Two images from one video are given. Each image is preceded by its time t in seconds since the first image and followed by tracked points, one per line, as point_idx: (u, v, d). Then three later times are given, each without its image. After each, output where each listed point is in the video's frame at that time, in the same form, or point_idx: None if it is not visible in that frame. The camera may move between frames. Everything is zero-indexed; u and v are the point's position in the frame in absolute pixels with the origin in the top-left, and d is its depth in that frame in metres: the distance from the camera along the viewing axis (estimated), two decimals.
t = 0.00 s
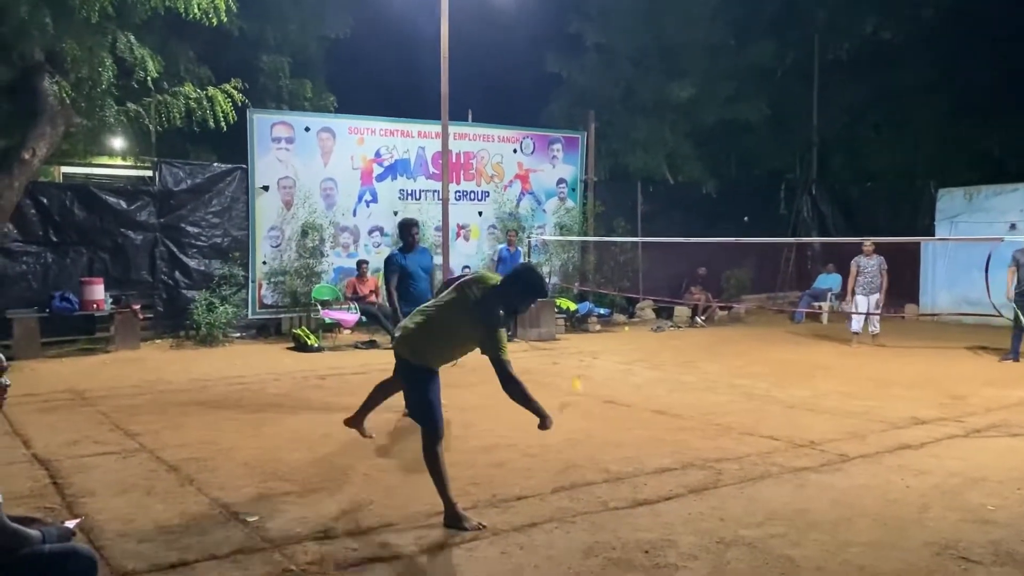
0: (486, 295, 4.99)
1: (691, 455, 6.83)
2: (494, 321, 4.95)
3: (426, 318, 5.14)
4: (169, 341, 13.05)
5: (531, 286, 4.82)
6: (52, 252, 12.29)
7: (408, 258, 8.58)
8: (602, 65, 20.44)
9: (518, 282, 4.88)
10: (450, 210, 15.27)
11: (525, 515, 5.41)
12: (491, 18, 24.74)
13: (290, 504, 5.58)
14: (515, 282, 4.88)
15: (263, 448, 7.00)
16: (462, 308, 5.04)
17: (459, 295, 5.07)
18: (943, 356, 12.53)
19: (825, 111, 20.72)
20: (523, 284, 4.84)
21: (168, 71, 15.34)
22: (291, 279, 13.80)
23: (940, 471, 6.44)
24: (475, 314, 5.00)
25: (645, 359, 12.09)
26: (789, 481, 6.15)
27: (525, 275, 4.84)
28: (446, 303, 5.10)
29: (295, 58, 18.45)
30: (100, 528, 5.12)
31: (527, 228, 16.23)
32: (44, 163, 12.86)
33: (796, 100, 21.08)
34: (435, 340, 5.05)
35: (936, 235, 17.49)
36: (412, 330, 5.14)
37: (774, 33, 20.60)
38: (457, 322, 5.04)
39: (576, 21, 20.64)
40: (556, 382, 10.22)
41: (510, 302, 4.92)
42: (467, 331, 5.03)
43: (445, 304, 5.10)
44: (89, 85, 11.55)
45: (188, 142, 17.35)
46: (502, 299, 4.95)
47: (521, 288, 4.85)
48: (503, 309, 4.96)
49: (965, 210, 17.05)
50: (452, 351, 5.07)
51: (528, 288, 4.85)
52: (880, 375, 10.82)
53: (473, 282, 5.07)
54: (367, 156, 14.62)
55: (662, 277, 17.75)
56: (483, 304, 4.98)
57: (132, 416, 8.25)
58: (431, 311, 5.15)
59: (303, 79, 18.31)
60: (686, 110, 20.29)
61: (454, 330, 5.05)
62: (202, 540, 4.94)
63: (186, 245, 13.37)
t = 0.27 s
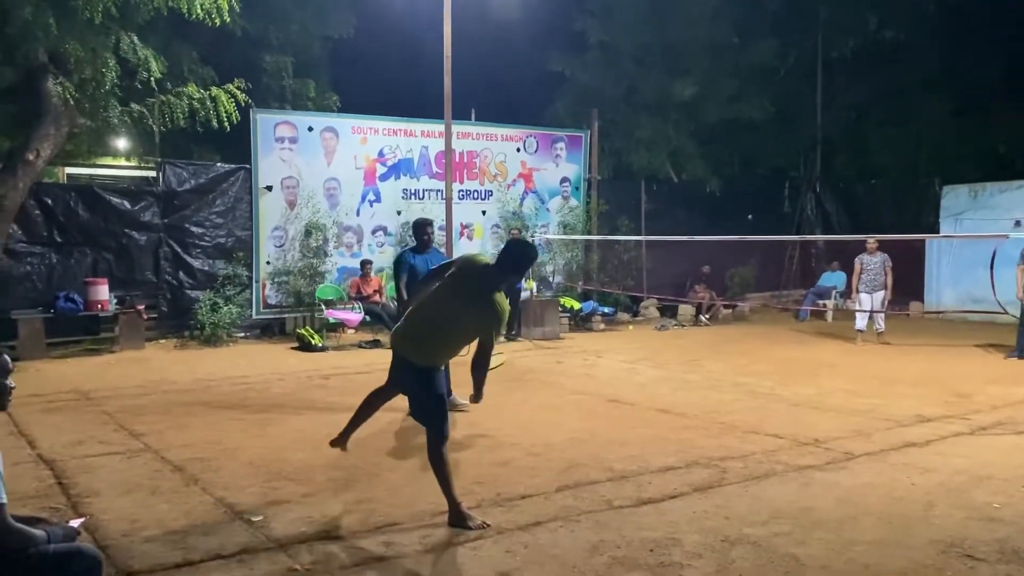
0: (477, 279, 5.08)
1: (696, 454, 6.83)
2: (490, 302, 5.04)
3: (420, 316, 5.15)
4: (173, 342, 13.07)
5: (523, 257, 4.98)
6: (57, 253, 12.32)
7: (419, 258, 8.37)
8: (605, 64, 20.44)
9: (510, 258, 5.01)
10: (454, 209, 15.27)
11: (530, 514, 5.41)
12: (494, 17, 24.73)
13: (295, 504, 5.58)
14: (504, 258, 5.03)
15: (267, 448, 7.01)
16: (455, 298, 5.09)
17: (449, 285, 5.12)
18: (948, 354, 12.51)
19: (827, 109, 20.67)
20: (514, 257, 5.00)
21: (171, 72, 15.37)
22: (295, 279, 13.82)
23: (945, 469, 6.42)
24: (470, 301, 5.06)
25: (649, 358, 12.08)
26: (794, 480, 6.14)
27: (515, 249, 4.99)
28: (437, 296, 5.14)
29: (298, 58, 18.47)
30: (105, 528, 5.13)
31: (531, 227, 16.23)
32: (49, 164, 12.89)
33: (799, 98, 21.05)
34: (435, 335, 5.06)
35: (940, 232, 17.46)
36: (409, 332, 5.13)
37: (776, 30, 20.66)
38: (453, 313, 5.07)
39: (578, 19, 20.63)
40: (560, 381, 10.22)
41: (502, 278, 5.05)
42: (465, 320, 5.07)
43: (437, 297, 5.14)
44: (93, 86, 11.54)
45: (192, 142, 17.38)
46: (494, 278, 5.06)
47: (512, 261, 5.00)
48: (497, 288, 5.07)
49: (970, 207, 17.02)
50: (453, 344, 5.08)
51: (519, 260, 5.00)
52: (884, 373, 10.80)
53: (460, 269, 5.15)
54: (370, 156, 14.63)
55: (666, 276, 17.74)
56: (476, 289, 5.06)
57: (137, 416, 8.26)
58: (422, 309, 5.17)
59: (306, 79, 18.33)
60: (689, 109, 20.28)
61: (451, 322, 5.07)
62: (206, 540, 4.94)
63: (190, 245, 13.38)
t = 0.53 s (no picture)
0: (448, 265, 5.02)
1: (700, 453, 6.82)
2: (468, 284, 5.02)
3: (405, 322, 4.93)
4: (178, 343, 13.09)
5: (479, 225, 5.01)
6: (61, 254, 12.35)
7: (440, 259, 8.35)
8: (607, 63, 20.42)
9: (471, 234, 5.03)
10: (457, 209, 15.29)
11: (535, 513, 5.41)
12: (496, 16, 24.74)
13: (300, 504, 5.59)
14: (460, 232, 5.05)
15: (272, 448, 7.02)
16: (434, 291, 4.96)
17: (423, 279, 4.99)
18: (953, 352, 12.48)
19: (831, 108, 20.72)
20: (473, 230, 5.02)
21: (175, 73, 15.41)
22: (299, 279, 13.82)
23: (951, 467, 6.41)
24: (450, 289, 4.98)
25: (654, 357, 12.07)
26: (799, 478, 6.13)
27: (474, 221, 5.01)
28: (415, 296, 4.97)
29: (302, 59, 18.51)
30: (111, 528, 5.14)
31: (534, 227, 16.22)
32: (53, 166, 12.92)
33: (802, 97, 21.05)
34: (433, 334, 4.91)
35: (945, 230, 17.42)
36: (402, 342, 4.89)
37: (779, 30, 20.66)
38: (440, 307, 4.95)
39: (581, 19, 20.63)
40: (564, 380, 10.22)
41: (463, 253, 5.07)
42: (451, 309, 4.98)
43: (415, 296, 4.97)
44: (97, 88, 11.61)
45: (196, 143, 17.43)
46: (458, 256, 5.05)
47: (475, 235, 5.03)
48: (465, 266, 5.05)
49: (974, 205, 16.98)
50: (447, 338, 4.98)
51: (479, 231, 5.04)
52: (889, 371, 10.78)
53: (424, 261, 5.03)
54: (374, 157, 14.65)
55: (670, 275, 17.73)
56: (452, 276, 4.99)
57: (142, 417, 8.28)
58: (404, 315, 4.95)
59: (309, 80, 18.36)
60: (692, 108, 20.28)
61: (441, 316, 4.95)
62: (211, 541, 4.95)
63: (194, 246, 13.42)
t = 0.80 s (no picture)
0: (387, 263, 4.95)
1: (705, 452, 6.82)
2: (413, 276, 4.93)
3: (363, 331, 4.88)
4: (182, 345, 13.13)
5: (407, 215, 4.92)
6: (66, 258, 12.36)
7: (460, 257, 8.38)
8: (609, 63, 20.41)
9: (400, 226, 4.94)
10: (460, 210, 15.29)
11: (539, 514, 5.41)
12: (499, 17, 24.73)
13: (305, 506, 5.59)
14: (387, 229, 4.95)
15: (277, 450, 7.02)
16: (381, 291, 4.91)
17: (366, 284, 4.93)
18: (959, 350, 12.44)
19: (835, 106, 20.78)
20: (400, 222, 4.93)
21: (178, 76, 15.44)
22: (303, 281, 13.81)
23: (956, 465, 6.39)
24: (396, 286, 4.92)
25: (658, 357, 12.06)
26: (804, 478, 6.12)
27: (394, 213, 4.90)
28: (363, 301, 4.92)
29: (305, 61, 18.53)
30: (117, 531, 5.15)
31: (537, 228, 16.22)
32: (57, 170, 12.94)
33: (804, 96, 21.05)
34: (391, 336, 4.86)
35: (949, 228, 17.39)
36: (362, 351, 4.86)
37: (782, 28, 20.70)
38: (392, 307, 4.89)
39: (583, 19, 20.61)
40: (569, 381, 10.22)
41: (398, 248, 4.98)
42: (403, 306, 4.92)
43: (364, 302, 4.92)
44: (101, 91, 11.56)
45: (199, 146, 17.46)
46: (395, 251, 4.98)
47: (402, 225, 4.93)
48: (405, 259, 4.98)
49: (978, 203, 16.95)
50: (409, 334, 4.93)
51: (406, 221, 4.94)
52: (894, 370, 10.77)
53: (362, 265, 4.97)
54: (377, 158, 14.66)
55: (673, 275, 17.71)
56: (395, 272, 4.93)
57: (146, 419, 8.29)
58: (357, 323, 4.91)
59: (312, 82, 18.37)
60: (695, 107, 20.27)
61: (395, 315, 4.89)
62: (216, 542, 4.96)
63: (198, 249, 13.44)
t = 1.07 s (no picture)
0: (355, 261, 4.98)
1: (710, 452, 6.80)
2: (382, 271, 4.98)
3: (342, 333, 4.92)
4: (187, 348, 13.14)
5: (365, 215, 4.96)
6: (70, 261, 12.37)
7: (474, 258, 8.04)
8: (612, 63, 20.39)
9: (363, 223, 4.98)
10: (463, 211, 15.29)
11: (544, 514, 5.40)
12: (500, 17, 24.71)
13: (310, 507, 5.59)
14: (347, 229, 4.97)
15: (281, 452, 7.02)
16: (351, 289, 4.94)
17: (336, 285, 4.96)
18: (964, 349, 12.40)
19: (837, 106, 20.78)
20: (359, 222, 4.97)
21: (181, 79, 15.46)
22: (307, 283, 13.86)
23: (962, 464, 6.37)
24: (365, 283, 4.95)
25: (662, 357, 12.04)
26: (809, 477, 6.10)
27: (355, 212, 4.95)
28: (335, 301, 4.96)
29: (308, 63, 18.55)
30: (122, 534, 5.15)
31: (541, 228, 16.22)
32: (61, 173, 12.96)
33: (807, 95, 21.04)
34: (366, 333, 4.90)
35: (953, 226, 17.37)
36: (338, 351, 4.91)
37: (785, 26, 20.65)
38: (365, 304, 4.94)
39: (585, 19, 20.59)
40: (573, 381, 10.20)
41: (359, 246, 5.01)
42: (374, 302, 4.95)
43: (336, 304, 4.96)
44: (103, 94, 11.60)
45: (202, 149, 17.48)
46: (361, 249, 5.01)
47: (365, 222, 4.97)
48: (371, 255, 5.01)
49: (982, 201, 16.92)
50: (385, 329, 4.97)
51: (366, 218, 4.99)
52: (899, 368, 10.75)
53: (332, 266, 5.00)
54: (380, 160, 14.66)
55: (676, 275, 17.70)
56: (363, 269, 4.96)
57: (151, 422, 8.29)
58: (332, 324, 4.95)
59: (315, 84, 18.37)
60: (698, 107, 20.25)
61: (369, 313, 4.93)
62: (221, 545, 4.96)
63: (202, 251, 13.45)
